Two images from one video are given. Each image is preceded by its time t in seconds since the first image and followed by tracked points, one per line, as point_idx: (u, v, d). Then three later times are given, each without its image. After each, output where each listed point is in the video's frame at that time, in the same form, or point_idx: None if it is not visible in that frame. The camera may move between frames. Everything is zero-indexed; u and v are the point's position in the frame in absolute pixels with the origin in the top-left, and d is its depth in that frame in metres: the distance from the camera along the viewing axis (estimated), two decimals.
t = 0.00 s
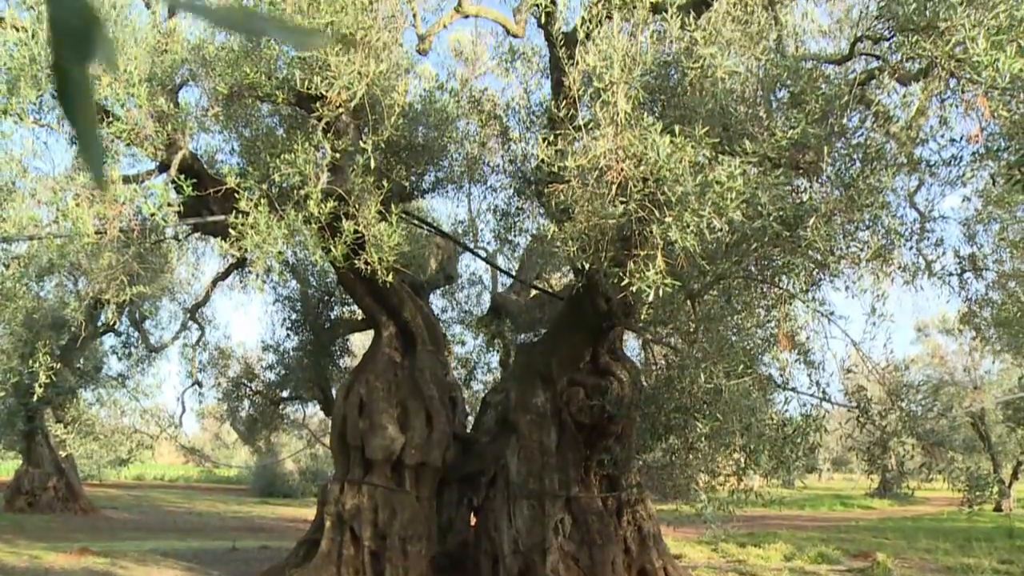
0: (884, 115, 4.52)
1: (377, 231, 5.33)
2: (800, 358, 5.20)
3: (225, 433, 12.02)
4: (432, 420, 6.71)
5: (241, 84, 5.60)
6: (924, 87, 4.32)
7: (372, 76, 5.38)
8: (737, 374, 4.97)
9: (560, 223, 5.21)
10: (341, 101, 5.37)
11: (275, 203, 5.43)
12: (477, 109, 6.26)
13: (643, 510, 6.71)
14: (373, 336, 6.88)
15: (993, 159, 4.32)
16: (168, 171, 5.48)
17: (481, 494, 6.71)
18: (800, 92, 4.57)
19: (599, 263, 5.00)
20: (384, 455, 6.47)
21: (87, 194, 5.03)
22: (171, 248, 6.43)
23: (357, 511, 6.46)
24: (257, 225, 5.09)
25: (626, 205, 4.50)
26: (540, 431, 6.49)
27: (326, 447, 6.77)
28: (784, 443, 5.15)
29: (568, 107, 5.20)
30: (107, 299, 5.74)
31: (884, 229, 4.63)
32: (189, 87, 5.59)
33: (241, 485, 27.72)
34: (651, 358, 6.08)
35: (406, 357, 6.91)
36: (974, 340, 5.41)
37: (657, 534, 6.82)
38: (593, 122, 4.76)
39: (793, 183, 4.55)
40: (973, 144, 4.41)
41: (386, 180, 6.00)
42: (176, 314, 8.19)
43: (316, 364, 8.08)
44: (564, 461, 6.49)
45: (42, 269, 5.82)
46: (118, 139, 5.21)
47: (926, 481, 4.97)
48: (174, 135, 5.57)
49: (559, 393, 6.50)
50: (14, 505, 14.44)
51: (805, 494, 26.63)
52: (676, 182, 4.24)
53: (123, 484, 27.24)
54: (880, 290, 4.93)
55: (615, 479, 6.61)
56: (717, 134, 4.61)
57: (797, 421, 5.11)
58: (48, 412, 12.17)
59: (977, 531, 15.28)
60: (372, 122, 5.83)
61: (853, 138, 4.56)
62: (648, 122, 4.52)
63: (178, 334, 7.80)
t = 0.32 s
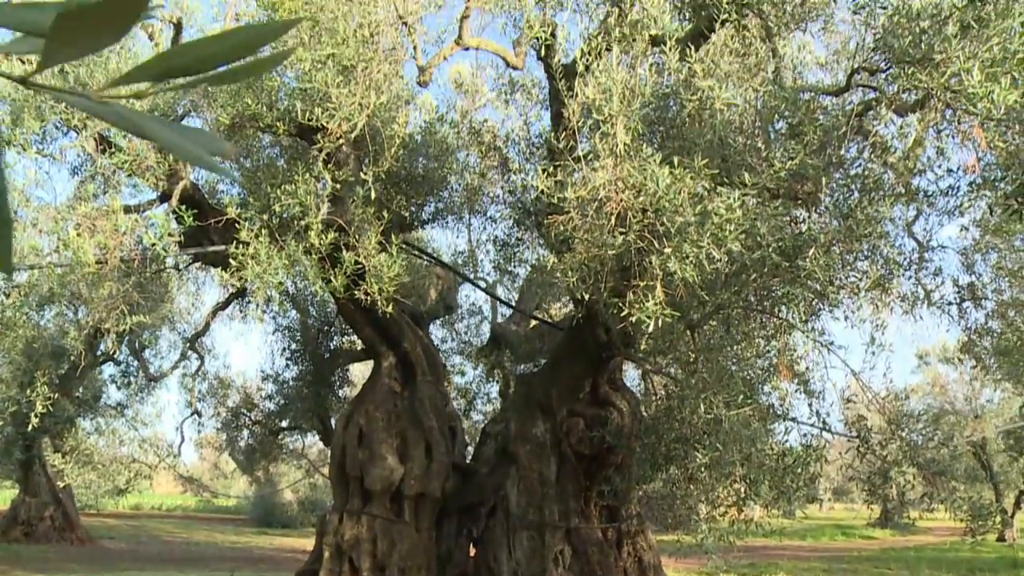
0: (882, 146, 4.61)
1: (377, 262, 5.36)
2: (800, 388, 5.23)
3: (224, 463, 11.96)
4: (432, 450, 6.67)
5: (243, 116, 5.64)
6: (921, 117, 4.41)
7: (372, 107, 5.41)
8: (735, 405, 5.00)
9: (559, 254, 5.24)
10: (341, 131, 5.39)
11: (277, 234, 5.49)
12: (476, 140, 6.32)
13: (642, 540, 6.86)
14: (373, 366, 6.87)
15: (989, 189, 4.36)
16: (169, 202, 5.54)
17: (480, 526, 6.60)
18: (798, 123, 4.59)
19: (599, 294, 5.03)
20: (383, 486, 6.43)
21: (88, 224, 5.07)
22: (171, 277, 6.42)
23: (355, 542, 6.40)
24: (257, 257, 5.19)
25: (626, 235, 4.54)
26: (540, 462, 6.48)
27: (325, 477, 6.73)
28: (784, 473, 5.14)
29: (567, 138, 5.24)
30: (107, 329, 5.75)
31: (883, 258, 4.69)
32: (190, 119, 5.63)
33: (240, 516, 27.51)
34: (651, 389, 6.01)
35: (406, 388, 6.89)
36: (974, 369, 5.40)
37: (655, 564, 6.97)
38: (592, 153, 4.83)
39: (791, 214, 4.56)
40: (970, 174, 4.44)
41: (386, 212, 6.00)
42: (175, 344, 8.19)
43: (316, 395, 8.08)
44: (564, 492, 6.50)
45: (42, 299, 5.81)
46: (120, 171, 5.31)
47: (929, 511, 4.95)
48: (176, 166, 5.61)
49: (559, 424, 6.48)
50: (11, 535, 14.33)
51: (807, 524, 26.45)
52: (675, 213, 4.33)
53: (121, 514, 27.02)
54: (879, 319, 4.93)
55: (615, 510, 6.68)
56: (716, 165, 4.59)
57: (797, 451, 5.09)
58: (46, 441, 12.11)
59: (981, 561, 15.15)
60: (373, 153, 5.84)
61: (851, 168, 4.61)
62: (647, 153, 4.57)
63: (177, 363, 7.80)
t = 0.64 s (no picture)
0: (879, 177, 4.64)
1: (377, 294, 5.39)
2: (800, 420, 5.19)
3: (223, 495, 11.89)
4: (432, 483, 6.64)
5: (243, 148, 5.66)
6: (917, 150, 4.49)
7: (372, 140, 5.48)
8: (735, 437, 4.99)
9: (559, 286, 5.25)
10: (342, 163, 5.39)
11: (277, 266, 5.51)
12: (477, 172, 6.25)
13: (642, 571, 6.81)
14: (372, 398, 6.81)
15: (987, 221, 4.38)
16: (170, 235, 5.57)
17: (479, 559, 6.49)
18: (795, 156, 4.66)
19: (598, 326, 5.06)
20: (382, 518, 6.40)
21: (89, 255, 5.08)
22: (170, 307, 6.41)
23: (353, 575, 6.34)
24: (257, 289, 5.22)
25: (625, 267, 4.57)
26: (540, 495, 6.45)
27: (324, 509, 6.69)
28: (786, 506, 5.04)
29: (565, 172, 5.28)
30: (107, 360, 5.75)
31: (882, 289, 4.69)
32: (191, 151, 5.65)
33: (237, 549, 27.27)
34: (652, 421, 5.97)
35: (406, 420, 6.83)
36: (974, 400, 5.40)
37: None
38: (591, 187, 4.86)
39: (789, 246, 4.58)
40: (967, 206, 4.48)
41: (385, 244, 6.02)
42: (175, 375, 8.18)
43: (315, 426, 8.05)
44: (564, 524, 6.50)
45: (42, 329, 5.82)
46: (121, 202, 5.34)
47: (930, 542, 5.00)
48: (178, 198, 5.64)
49: (559, 456, 6.46)
50: (5, 567, 14.17)
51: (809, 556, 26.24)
52: (675, 246, 4.35)
53: (116, 546, 26.77)
54: (878, 350, 4.94)
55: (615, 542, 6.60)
56: (715, 197, 4.65)
57: (797, 484, 5.00)
58: (43, 472, 12.02)
59: None
60: (374, 184, 5.84)
61: (849, 201, 4.63)
62: (646, 186, 4.61)
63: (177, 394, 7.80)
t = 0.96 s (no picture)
0: (877, 213, 4.68)
1: (377, 328, 5.42)
2: (800, 455, 5.23)
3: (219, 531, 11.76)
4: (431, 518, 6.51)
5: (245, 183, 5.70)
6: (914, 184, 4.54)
7: (371, 175, 5.51)
8: (736, 472, 4.98)
9: (558, 321, 5.27)
10: (342, 199, 5.47)
11: (278, 300, 5.53)
12: (476, 208, 6.40)
13: None
14: (371, 434, 6.74)
15: (984, 256, 4.43)
16: (171, 268, 5.59)
17: None
18: (793, 192, 4.66)
19: (596, 361, 5.06)
20: (380, 554, 6.27)
21: (90, 288, 5.10)
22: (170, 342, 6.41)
23: None
24: (257, 323, 5.24)
25: (625, 303, 4.61)
26: (539, 530, 6.27)
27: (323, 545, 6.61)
28: (786, 542, 5.03)
29: (564, 208, 5.33)
30: (107, 393, 5.74)
31: (881, 324, 4.69)
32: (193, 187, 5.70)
33: None
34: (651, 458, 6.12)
35: (405, 456, 6.75)
36: (975, 434, 5.42)
37: None
38: (590, 223, 4.91)
39: (788, 280, 4.61)
40: (962, 241, 4.52)
41: (386, 280, 6.03)
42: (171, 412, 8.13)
43: (314, 460, 7.95)
44: (564, 560, 6.31)
45: (42, 362, 5.83)
46: (123, 236, 5.37)
47: None
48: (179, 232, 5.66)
49: (559, 492, 6.36)
50: None
51: None
52: (674, 281, 4.40)
53: None
54: (878, 385, 4.97)
55: None
56: (714, 233, 4.69)
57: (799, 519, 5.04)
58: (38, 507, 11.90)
59: None
60: (373, 222, 5.89)
61: (847, 236, 4.67)
62: (644, 222, 4.61)
63: (175, 428, 7.76)
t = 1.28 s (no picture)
0: (874, 247, 4.72)
1: (377, 362, 5.42)
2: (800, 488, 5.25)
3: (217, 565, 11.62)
4: (430, 553, 6.45)
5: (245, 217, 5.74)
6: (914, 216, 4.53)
7: (372, 211, 5.55)
8: (736, 505, 4.92)
9: (558, 354, 5.27)
10: (342, 233, 5.50)
11: (277, 333, 5.54)
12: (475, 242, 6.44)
13: None
14: (370, 467, 6.68)
15: (982, 288, 4.47)
16: (171, 301, 5.60)
17: None
18: (792, 226, 4.70)
19: (596, 395, 5.07)
20: None
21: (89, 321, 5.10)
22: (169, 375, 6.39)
23: None
24: (257, 356, 5.24)
25: (625, 337, 4.62)
26: (539, 564, 6.20)
27: None
28: None
29: (564, 241, 5.36)
30: (105, 426, 5.72)
31: (880, 357, 4.69)
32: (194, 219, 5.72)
33: None
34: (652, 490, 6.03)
35: (405, 490, 6.70)
36: (977, 466, 5.42)
37: None
38: (589, 257, 4.94)
39: (788, 313, 4.64)
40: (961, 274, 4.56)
41: (386, 313, 6.04)
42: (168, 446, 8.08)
43: (312, 495, 7.89)
44: None
45: (41, 396, 5.83)
46: (123, 269, 5.38)
47: None
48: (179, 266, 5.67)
49: (558, 526, 6.31)
50: None
51: None
52: (672, 316, 4.42)
53: None
54: (879, 419, 5.00)
55: None
56: (713, 266, 4.70)
57: (800, 554, 4.96)
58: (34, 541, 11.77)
59: None
60: (373, 256, 5.91)
61: (846, 269, 4.69)
62: (642, 257, 4.64)
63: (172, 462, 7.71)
